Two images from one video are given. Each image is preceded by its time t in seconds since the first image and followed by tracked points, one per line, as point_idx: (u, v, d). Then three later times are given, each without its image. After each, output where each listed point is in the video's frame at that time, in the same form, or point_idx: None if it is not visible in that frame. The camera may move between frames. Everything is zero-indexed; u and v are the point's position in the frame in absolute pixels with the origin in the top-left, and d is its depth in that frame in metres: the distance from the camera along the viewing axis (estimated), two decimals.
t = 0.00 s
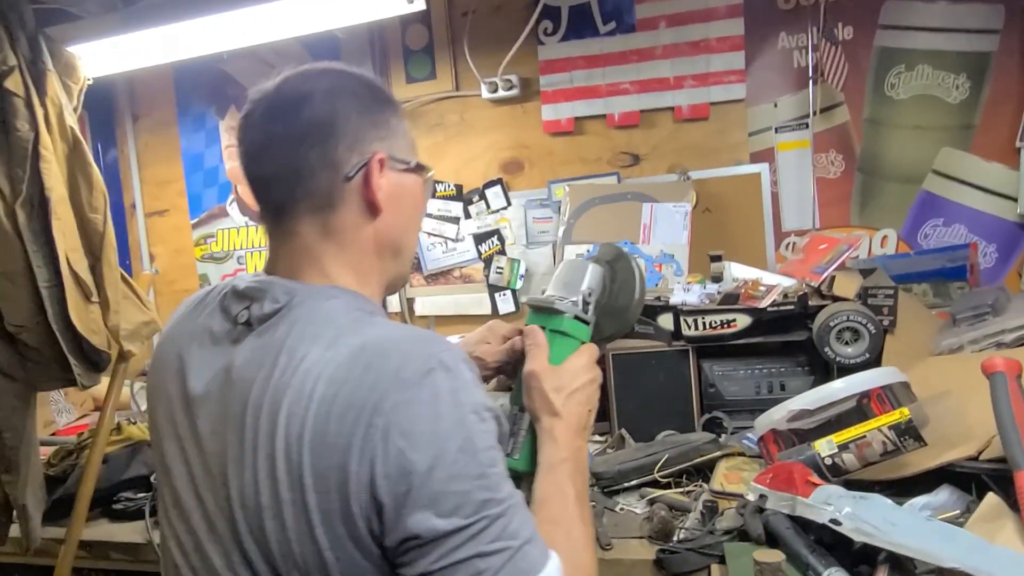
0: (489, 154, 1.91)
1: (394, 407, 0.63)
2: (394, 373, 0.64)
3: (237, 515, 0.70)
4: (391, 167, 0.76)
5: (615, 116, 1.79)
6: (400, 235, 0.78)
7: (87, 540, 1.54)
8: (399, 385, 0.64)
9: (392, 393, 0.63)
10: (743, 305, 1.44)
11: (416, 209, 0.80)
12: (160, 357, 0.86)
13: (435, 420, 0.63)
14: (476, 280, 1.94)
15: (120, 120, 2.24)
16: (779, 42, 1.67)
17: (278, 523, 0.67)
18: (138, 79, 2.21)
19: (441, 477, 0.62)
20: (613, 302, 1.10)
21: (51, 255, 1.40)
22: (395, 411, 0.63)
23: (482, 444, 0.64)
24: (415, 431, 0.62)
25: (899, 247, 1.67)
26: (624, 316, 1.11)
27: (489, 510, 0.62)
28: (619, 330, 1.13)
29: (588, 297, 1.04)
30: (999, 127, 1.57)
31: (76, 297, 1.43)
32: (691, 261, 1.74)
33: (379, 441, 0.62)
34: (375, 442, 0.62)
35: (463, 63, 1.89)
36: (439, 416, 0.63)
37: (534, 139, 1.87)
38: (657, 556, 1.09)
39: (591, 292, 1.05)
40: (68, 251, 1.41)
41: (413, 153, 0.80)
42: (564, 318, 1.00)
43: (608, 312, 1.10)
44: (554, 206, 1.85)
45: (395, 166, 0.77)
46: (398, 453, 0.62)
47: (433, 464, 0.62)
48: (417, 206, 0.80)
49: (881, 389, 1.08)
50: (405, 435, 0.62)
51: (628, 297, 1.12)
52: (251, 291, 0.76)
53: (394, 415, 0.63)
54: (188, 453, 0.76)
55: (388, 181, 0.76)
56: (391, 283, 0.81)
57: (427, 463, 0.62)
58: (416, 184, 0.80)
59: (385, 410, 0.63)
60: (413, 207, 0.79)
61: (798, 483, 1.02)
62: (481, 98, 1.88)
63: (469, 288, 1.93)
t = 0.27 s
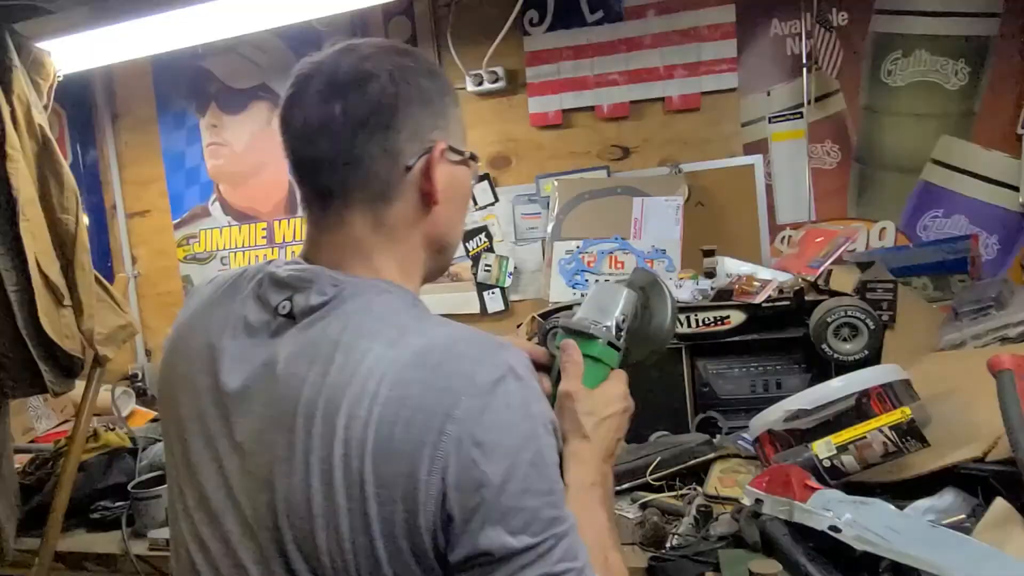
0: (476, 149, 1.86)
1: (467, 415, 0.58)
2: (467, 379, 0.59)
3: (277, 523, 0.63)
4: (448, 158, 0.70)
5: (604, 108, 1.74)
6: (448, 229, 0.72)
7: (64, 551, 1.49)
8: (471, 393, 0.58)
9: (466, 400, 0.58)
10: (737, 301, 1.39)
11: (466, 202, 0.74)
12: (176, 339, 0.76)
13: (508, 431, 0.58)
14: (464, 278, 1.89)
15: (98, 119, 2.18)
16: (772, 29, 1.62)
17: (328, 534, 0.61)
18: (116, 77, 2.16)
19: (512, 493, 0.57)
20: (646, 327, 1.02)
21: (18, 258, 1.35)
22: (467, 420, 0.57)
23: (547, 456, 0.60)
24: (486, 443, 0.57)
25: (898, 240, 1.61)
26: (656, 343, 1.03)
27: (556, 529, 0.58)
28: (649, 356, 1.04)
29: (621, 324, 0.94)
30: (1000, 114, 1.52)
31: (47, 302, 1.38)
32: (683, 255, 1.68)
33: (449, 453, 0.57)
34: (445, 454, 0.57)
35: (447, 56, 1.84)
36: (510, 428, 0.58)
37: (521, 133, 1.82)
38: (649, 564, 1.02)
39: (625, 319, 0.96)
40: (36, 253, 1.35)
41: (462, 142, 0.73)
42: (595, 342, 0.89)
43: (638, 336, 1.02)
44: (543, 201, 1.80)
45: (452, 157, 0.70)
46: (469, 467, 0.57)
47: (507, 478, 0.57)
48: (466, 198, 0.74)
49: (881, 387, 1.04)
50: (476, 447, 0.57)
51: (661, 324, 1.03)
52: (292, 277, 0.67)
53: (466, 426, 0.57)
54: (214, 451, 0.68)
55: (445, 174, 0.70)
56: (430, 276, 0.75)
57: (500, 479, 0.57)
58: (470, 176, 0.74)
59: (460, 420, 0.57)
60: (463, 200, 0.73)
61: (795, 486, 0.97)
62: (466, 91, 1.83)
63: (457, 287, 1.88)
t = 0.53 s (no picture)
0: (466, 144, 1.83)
1: (499, 424, 0.54)
2: (500, 385, 0.55)
3: (291, 526, 0.59)
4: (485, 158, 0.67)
5: (596, 100, 1.72)
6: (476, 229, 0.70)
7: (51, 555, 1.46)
8: (503, 400, 0.55)
9: (498, 407, 0.54)
10: (731, 295, 1.36)
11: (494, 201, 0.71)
12: (188, 327, 0.72)
13: (537, 442, 0.55)
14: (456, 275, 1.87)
15: (85, 117, 2.16)
16: (765, 18, 1.60)
17: (346, 540, 0.57)
18: (103, 74, 2.13)
19: (537, 506, 0.54)
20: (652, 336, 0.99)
21: None
22: (498, 429, 0.54)
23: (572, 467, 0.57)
24: (517, 454, 0.54)
25: (894, 231, 1.59)
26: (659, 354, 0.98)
27: (578, 543, 0.56)
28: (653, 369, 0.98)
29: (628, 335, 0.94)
30: (998, 102, 1.50)
31: (30, 302, 1.35)
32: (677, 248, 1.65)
33: (478, 463, 0.54)
34: (475, 464, 0.54)
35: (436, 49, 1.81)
36: (540, 438, 0.55)
37: (512, 127, 1.80)
38: (641, 561, 0.99)
39: (631, 329, 0.95)
40: (19, 253, 1.33)
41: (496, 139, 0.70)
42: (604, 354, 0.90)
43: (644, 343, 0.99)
44: (534, 196, 1.79)
45: (490, 156, 0.68)
46: (496, 478, 0.54)
47: (534, 491, 0.54)
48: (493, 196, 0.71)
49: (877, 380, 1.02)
50: (506, 457, 0.54)
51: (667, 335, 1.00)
52: (314, 269, 0.63)
53: (497, 435, 0.54)
54: (228, 444, 0.64)
55: (483, 174, 0.67)
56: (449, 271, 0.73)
57: (529, 492, 0.54)
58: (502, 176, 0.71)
59: (490, 427, 0.54)
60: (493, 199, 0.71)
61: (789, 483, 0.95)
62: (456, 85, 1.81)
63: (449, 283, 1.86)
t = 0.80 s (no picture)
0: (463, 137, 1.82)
1: (513, 415, 0.53)
2: (513, 376, 0.54)
3: (295, 520, 0.57)
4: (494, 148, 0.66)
5: (594, 92, 1.70)
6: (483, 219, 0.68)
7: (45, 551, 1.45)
8: (518, 391, 0.53)
9: (514, 399, 0.53)
10: (729, 289, 1.35)
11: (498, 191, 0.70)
12: (186, 316, 0.70)
13: (550, 435, 0.54)
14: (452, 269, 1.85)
15: (80, 111, 2.14)
16: (765, 9, 1.58)
17: (355, 533, 0.55)
18: (98, 68, 2.12)
19: (552, 500, 0.53)
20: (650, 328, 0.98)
21: None
22: (512, 420, 0.53)
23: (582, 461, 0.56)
24: (531, 446, 0.53)
25: (895, 224, 1.57)
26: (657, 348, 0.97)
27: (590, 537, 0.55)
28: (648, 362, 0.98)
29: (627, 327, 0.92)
30: (1001, 94, 1.48)
31: (22, 296, 1.34)
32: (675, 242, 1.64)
33: (493, 455, 0.52)
34: (489, 456, 0.52)
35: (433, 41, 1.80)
36: (552, 431, 0.54)
37: (510, 120, 1.79)
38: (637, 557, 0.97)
39: (630, 320, 0.94)
40: (11, 247, 1.31)
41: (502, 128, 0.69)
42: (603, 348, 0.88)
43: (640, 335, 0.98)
44: (531, 189, 1.77)
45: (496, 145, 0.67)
46: (511, 470, 0.52)
47: (549, 484, 0.53)
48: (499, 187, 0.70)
49: (875, 373, 1.00)
50: (521, 450, 0.53)
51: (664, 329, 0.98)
52: (319, 257, 0.62)
53: (512, 426, 0.53)
54: (229, 435, 0.62)
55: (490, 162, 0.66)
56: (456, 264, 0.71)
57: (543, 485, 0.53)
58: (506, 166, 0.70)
59: (503, 419, 0.53)
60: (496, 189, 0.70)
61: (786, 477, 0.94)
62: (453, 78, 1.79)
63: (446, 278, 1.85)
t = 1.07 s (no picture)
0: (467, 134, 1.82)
1: (523, 415, 0.53)
2: (521, 376, 0.54)
3: (305, 521, 0.58)
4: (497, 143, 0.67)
5: (598, 89, 1.70)
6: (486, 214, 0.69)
7: (52, 547, 1.45)
8: (526, 392, 0.54)
9: (522, 399, 0.54)
10: (733, 286, 1.34)
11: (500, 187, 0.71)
12: (190, 318, 0.69)
13: (559, 434, 0.54)
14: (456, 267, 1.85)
15: (85, 109, 2.15)
16: (769, 5, 1.58)
17: (366, 534, 0.56)
18: (102, 65, 2.12)
19: (563, 498, 0.54)
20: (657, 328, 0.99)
21: None
22: (521, 420, 0.53)
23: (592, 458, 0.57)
24: (541, 446, 0.53)
25: (900, 221, 1.57)
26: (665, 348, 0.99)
27: (601, 532, 0.56)
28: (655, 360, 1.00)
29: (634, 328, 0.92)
30: (1007, 90, 1.47)
31: (29, 293, 1.35)
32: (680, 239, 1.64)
33: (504, 456, 0.53)
34: (500, 456, 0.53)
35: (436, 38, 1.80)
36: (560, 430, 0.55)
37: (514, 117, 1.79)
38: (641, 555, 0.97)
39: (637, 320, 0.93)
40: (17, 245, 1.32)
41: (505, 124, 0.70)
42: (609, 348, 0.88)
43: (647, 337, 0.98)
44: (536, 186, 1.77)
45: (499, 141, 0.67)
46: (522, 470, 0.53)
47: (560, 483, 0.54)
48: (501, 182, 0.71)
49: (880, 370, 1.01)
50: (532, 450, 0.53)
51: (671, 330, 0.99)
52: (324, 257, 0.61)
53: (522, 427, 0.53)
54: (235, 436, 0.62)
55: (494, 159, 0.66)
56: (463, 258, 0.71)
57: (554, 484, 0.54)
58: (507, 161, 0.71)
59: (514, 420, 0.53)
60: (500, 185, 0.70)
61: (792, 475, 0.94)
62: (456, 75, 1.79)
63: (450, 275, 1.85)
